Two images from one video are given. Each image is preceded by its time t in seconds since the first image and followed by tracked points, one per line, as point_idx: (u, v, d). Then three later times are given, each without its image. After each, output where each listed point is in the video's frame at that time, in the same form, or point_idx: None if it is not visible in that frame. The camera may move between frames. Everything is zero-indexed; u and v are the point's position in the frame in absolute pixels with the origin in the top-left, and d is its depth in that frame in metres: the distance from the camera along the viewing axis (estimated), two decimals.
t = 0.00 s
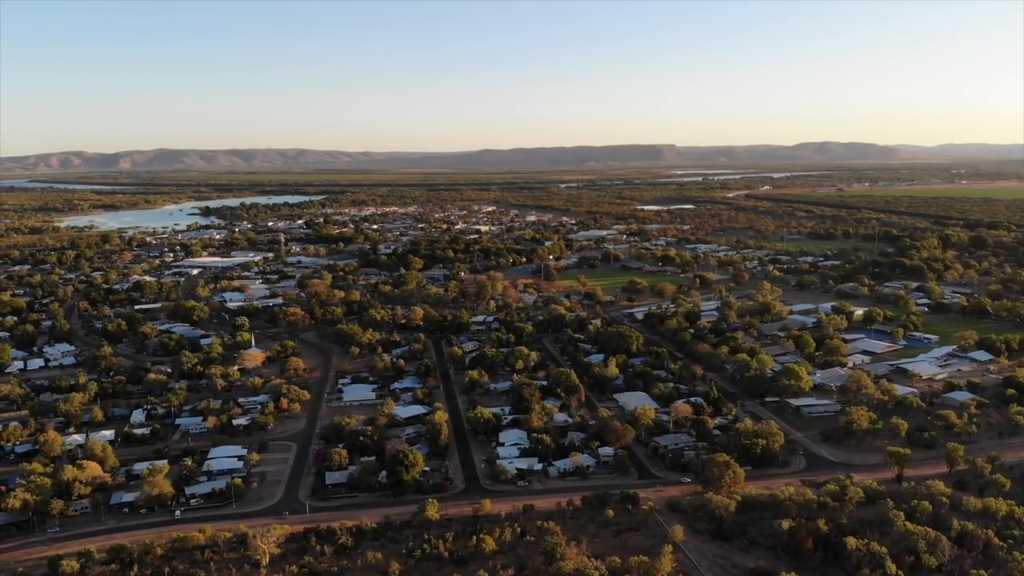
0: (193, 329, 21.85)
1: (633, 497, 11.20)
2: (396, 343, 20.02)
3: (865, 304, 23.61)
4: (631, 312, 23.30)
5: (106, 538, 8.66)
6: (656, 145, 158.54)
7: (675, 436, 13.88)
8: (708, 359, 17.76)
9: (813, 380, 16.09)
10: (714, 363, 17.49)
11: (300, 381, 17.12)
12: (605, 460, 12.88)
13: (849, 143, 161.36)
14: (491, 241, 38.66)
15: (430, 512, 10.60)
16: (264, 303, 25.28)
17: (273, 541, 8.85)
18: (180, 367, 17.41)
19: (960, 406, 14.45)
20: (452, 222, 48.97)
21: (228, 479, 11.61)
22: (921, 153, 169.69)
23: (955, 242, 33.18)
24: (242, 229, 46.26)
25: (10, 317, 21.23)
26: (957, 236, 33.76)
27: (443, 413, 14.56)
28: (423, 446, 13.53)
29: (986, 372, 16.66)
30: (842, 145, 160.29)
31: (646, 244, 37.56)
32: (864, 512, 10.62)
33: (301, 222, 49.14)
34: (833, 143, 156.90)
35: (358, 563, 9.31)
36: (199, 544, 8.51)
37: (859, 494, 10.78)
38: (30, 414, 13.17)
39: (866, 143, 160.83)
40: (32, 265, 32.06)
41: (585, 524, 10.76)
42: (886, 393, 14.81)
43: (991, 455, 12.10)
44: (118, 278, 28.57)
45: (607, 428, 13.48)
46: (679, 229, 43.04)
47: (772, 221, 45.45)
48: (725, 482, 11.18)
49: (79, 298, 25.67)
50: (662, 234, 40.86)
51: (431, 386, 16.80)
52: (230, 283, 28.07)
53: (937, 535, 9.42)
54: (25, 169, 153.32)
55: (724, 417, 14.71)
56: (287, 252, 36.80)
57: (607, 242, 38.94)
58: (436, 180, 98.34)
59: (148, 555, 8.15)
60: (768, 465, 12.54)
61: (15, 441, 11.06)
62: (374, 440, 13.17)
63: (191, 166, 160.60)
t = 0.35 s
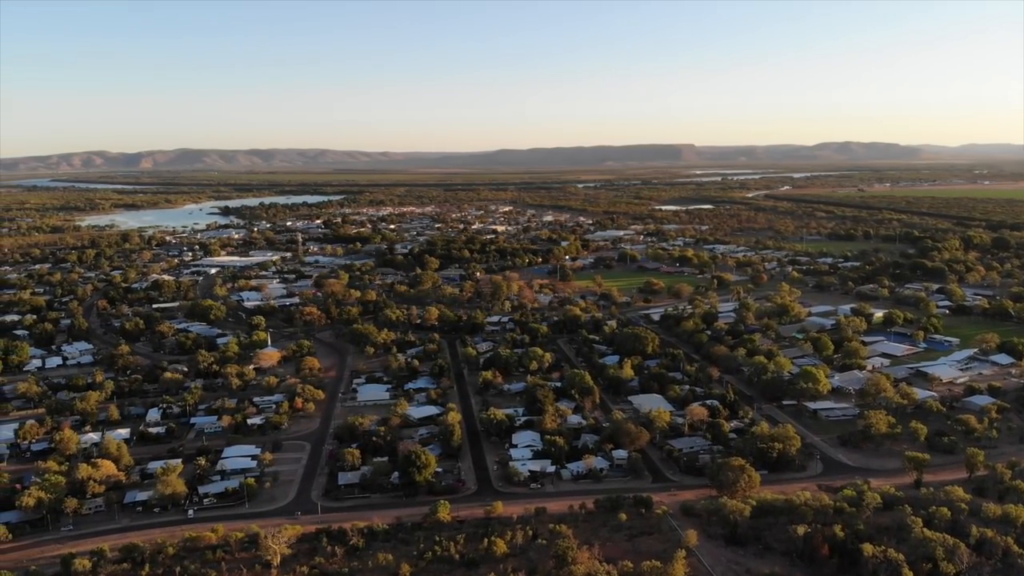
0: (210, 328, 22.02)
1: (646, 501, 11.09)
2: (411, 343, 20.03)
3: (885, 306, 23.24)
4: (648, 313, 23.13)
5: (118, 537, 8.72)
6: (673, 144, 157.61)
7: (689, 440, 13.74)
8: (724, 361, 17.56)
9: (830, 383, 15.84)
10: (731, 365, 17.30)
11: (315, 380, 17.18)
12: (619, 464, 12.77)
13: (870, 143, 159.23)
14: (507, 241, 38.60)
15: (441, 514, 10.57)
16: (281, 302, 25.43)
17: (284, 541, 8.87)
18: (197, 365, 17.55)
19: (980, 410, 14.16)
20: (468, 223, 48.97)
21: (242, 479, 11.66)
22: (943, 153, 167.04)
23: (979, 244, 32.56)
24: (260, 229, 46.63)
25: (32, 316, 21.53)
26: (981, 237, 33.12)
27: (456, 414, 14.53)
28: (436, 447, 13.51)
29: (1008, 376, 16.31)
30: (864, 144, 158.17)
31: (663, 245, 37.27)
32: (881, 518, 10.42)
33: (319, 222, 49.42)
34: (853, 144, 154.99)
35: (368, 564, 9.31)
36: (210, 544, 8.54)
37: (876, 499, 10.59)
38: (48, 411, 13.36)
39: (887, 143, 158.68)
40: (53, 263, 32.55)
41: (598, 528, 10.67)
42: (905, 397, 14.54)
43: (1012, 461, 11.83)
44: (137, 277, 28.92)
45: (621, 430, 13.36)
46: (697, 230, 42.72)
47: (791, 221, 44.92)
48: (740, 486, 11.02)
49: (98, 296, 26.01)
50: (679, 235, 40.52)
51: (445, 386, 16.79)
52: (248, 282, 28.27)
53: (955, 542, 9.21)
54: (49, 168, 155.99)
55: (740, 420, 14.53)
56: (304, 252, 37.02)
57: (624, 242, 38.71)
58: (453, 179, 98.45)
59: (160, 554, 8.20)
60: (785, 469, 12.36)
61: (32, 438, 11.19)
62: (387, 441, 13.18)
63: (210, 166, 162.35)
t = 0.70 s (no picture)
0: (229, 327, 22.22)
1: (661, 505, 10.95)
2: (427, 344, 20.04)
3: (907, 309, 22.83)
4: (666, 315, 22.93)
5: (132, 536, 8.78)
6: (693, 144, 156.48)
7: (706, 443, 13.57)
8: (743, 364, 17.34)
9: (850, 386, 15.57)
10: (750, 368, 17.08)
11: (331, 380, 17.25)
12: (634, 467, 12.64)
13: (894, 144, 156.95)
14: (525, 241, 38.55)
15: (454, 516, 10.53)
16: (300, 302, 25.60)
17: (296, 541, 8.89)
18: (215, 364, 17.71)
19: (1004, 415, 13.83)
20: (486, 223, 48.98)
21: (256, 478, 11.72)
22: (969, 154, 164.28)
23: (1005, 245, 31.85)
24: (280, 228, 47.04)
25: (55, 314, 21.89)
26: (1007, 239, 32.41)
27: (471, 415, 14.49)
28: (450, 448, 13.47)
29: None
30: (888, 144, 155.97)
31: (682, 245, 36.96)
32: (901, 525, 10.21)
33: (338, 222, 49.75)
34: (876, 144, 152.86)
35: (380, 566, 9.29)
36: (224, 544, 8.57)
37: (896, 506, 10.37)
38: (66, 410, 13.55)
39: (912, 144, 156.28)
40: (77, 262, 33.09)
41: (612, 532, 10.57)
42: (927, 401, 14.25)
43: None
44: (158, 276, 29.30)
45: (636, 433, 13.22)
46: (717, 230, 42.35)
47: (813, 222, 44.35)
48: (757, 491, 10.84)
49: (119, 295, 26.38)
50: (699, 235, 40.16)
51: (460, 387, 16.77)
52: (268, 282, 28.51)
53: (976, 550, 8.99)
54: (75, 168, 158.79)
55: (758, 424, 14.32)
56: (323, 252, 37.26)
57: (643, 243, 38.46)
58: (472, 179, 98.55)
59: (173, 554, 8.24)
60: (803, 474, 12.15)
61: (50, 436, 11.32)
62: (402, 441, 13.18)
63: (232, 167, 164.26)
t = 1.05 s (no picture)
0: (247, 326, 22.40)
1: (676, 509, 10.83)
2: (442, 344, 20.05)
3: (928, 311, 22.43)
4: (683, 316, 22.73)
5: (146, 535, 8.85)
6: (712, 143, 155.26)
7: (722, 447, 13.41)
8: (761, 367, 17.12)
9: (870, 390, 15.31)
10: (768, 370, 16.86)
11: (346, 379, 17.31)
12: (649, 470, 12.53)
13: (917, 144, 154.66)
14: (542, 241, 38.49)
15: (466, 518, 10.49)
16: (317, 301, 25.73)
17: (308, 541, 8.90)
18: (232, 363, 17.85)
19: None
20: (504, 223, 48.95)
21: (270, 478, 11.78)
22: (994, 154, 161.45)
23: None
24: (299, 228, 47.42)
25: (76, 313, 22.22)
26: None
27: (485, 416, 14.45)
28: (464, 448, 13.45)
29: None
30: (910, 145, 153.78)
31: (701, 246, 36.66)
32: (919, 532, 10.02)
33: (356, 222, 50.00)
34: (899, 144, 150.78)
35: (391, 568, 9.28)
36: (236, 543, 8.60)
37: (914, 512, 10.18)
38: (84, 408, 13.72)
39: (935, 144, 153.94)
40: (98, 261, 33.56)
41: (625, 536, 10.47)
42: (947, 405, 13.97)
43: None
44: (177, 275, 29.64)
45: (651, 436, 13.11)
46: (736, 231, 41.94)
47: (833, 223, 43.79)
48: (772, 496, 10.69)
49: (138, 294, 26.71)
50: (719, 236, 39.79)
51: (475, 388, 16.74)
52: (286, 281, 28.71)
53: (995, 558, 8.79)
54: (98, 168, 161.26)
55: (775, 428, 14.14)
56: (341, 251, 37.47)
57: (661, 243, 38.20)
58: (491, 180, 98.52)
59: (185, 553, 8.29)
60: (820, 479, 11.96)
61: (66, 434, 11.46)
62: (415, 442, 13.18)
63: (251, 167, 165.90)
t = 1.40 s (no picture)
0: (266, 325, 22.59)
1: (692, 514, 10.68)
2: (459, 344, 20.03)
3: (954, 314, 21.95)
4: (703, 318, 22.48)
5: (161, 534, 8.92)
6: (734, 143, 153.79)
7: (741, 451, 13.23)
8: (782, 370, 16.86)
9: (892, 394, 15.00)
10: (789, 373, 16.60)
11: (363, 379, 17.36)
12: (665, 474, 12.39)
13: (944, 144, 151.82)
14: (562, 242, 38.36)
15: (480, 520, 10.44)
16: (336, 301, 25.85)
17: (321, 541, 8.92)
18: (251, 362, 17.99)
19: None
20: (524, 223, 48.86)
21: (286, 477, 11.84)
22: None
23: None
24: (320, 228, 47.78)
25: (99, 311, 22.57)
26: None
27: (501, 417, 14.39)
28: (479, 449, 13.40)
29: None
30: (937, 145, 151.09)
31: (723, 246, 36.27)
32: (940, 539, 9.79)
33: (377, 222, 50.23)
34: (925, 144, 148.21)
35: (404, 569, 9.27)
36: (250, 542, 8.64)
37: (936, 519, 9.94)
38: (104, 406, 13.92)
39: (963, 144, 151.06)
40: (122, 260, 34.09)
41: (641, 541, 10.35)
42: (972, 410, 13.64)
43: None
44: (199, 274, 29.98)
45: (669, 439, 12.95)
46: (758, 231, 41.41)
47: (857, 224, 43.12)
48: (791, 501, 10.50)
49: (160, 293, 27.05)
50: (741, 236, 39.33)
51: (491, 389, 16.68)
52: (306, 281, 28.93)
53: (1018, 566, 8.56)
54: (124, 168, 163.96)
55: (796, 432, 13.91)
56: (361, 251, 37.67)
57: (682, 244, 37.85)
58: (511, 180, 98.43)
59: (200, 552, 8.34)
60: (841, 484, 11.74)
61: (86, 432, 11.61)
62: (430, 442, 13.15)
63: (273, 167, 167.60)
